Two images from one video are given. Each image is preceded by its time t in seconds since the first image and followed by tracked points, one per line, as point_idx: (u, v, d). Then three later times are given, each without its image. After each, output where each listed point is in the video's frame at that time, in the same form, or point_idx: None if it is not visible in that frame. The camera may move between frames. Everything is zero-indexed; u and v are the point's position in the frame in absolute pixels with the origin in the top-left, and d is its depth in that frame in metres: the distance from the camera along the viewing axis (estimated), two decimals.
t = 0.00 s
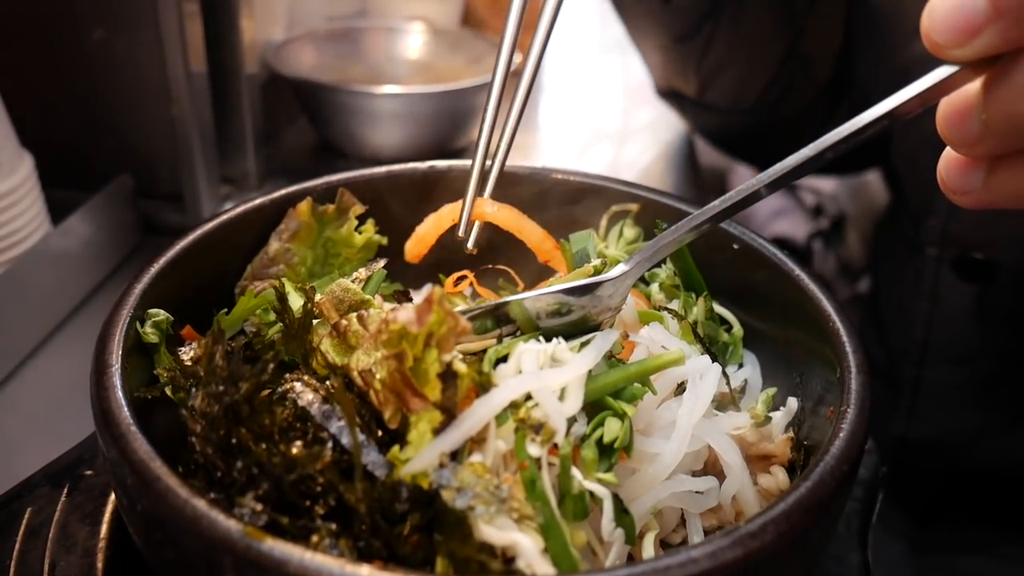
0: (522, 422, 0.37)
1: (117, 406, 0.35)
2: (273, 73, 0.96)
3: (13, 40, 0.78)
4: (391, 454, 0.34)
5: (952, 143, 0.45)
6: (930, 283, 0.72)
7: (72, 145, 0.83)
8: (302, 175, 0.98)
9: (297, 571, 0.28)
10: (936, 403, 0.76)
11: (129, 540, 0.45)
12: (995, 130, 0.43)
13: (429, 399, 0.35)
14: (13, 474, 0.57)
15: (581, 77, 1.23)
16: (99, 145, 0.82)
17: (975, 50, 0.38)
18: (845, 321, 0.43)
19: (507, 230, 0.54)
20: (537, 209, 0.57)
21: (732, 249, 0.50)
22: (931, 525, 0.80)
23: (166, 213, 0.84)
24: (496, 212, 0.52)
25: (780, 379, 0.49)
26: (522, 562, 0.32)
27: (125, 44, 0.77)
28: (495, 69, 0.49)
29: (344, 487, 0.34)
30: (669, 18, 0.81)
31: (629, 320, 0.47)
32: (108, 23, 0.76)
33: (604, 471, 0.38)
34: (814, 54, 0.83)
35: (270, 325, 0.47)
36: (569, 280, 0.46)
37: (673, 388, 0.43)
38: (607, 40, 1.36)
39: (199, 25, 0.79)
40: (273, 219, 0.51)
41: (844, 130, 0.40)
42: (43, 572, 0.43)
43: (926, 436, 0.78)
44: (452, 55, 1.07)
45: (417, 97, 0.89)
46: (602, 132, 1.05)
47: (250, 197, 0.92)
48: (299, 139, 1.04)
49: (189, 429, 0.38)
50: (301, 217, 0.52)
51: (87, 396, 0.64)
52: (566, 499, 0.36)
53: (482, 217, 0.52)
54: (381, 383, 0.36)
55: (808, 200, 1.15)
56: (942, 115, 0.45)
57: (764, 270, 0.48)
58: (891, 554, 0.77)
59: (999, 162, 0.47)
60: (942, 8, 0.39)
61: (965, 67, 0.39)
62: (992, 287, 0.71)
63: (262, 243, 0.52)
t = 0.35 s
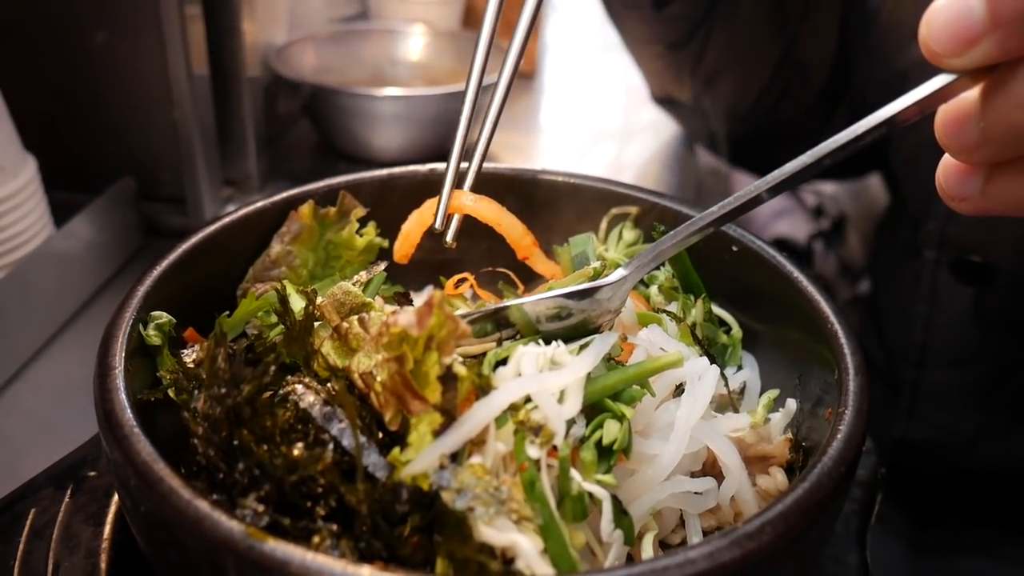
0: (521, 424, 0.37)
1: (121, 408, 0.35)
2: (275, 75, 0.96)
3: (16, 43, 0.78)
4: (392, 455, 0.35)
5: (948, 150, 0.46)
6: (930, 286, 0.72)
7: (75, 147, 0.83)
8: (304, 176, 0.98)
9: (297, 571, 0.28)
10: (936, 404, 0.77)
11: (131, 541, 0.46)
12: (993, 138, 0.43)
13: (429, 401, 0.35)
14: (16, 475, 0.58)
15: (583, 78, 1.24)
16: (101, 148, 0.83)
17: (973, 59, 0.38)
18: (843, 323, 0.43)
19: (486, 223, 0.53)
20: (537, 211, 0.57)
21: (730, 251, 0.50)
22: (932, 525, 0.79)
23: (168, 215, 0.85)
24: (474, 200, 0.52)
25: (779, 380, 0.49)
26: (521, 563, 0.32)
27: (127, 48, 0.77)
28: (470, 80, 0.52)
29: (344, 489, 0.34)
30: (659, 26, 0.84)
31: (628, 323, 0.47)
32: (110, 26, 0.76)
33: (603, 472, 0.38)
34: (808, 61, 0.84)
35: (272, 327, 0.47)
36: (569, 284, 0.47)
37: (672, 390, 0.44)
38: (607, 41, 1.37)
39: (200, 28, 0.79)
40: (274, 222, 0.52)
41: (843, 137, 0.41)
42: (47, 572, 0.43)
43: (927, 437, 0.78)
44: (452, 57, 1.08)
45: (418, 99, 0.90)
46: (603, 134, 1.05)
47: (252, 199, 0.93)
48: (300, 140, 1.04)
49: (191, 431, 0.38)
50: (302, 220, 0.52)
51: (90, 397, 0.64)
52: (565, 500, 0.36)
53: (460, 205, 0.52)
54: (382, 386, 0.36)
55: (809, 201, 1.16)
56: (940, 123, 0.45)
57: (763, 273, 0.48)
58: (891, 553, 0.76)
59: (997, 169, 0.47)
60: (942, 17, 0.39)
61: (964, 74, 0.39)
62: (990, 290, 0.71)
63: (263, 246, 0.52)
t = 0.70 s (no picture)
0: (521, 425, 0.37)
1: (122, 411, 0.36)
2: (276, 77, 0.96)
3: (17, 46, 0.78)
4: (392, 456, 0.35)
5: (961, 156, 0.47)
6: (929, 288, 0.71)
7: (76, 150, 0.83)
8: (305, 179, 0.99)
9: (298, 572, 0.29)
10: (935, 405, 0.75)
11: (133, 542, 0.46)
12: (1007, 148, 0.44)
13: (430, 403, 0.36)
14: (18, 477, 0.58)
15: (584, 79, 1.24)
16: (102, 151, 0.83)
17: (977, 72, 0.40)
18: (842, 325, 0.43)
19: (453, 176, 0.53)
20: (537, 214, 0.57)
21: (730, 253, 0.51)
22: (933, 525, 0.81)
23: (170, 218, 0.85)
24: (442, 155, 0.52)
25: (778, 382, 0.50)
26: (520, 563, 0.32)
27: (127, 52, 0.78)
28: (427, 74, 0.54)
29: (344, 489, 0.34)
30: (654, 26, 0.83)
31: (626, 323, 0.47)
32: (110, 30, 0.77)
33: (602, 474, 0.38)
34: (805, 64, 0.81)
35: (269, 329, 0.48)
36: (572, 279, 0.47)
37: (669, 390, 0.44)
38: (609, 41, 1.37)
39: (200, 31, 0.79)
40: (275, 224, 0.52)
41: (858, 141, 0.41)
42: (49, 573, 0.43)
43: (927, 437, 0.77)
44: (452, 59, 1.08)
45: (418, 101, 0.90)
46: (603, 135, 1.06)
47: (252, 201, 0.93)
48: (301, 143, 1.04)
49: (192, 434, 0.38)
50: (303, 222, 0.52)
51: (93, 400, 0.64)
52: (564, 500, 0.36)
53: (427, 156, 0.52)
54: (382, 387, 0.36)
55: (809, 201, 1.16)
56: (957, 126, 0.46)
57: (763, 275, 0.48)
58: (891, 555, 0.77)
59: (1010, 175, 0.48)
60: (961, 20, 0.41)
61: (979, 83, 0.41)
62: (991, 291, 0.70)
63: (264, 249, 0.52)
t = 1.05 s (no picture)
0: (518, 422, 0.37)
1: (123, 411, 0.36)
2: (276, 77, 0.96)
3: (19, 46, 0.79)
4: (391, 454, 0.35)
5: None
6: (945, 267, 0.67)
7: (78, 150, 0.84)
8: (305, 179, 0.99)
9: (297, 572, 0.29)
10: (948, 391, 0.71)
11: (135, 542, 0.46)
12: None
13: (428, 401, 0.36)
14: (21, 476, 0.58)
15: (585, 80, 1.23)
16: (103, 151, 0.83)
17: None
18: (840, 325, 0.43)
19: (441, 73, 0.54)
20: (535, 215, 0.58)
21: (728, 254, 0.51)
22: (934, 523, 0.79)
23: (171, 218, 0.85)
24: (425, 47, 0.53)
25: (777, 381, 0.50)
26: (517, 559, 0.32)
27: (128, 53, 0.78)
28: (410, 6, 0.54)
29: (345, 486, 0.34)
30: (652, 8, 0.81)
31: (619, 319, 0.47)
32: (111, 31, 0.77)
33: (599, 471, 0.38)
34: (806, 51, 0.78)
35: (267, 329, 0.48)
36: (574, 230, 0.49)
37: (664, 388, 0.43)
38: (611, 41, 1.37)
39: (202, 32, 0.79)
40: (276, 225, 0.52)
41: (890, 150, 0.41)
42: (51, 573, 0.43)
43: (933, 426, 0.73)
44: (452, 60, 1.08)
45: (418, 102, 0.90)
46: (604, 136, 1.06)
47: (253, 202, 0.93)
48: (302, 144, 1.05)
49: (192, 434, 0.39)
50: (303, 224, 0.53)
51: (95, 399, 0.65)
52: (561, 496, 0.36)
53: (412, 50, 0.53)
54: (380, 386, 0.36)
55: (809, 202, 1.17)
56: None
57: (762, 275, 0.48)
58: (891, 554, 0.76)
59: None
60: None
61: None
62: (1007, 274, 0.64)
63: (264, 249, 0.52)
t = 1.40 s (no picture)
0: (518, 426, 0.38)
1: (128, 416, 0.36)
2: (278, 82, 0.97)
3: (22, 50, 0.79)
4: (392, 458, 0.35)
5: None
6: (983, 231, 0.74)
7: (82, 153, 0.84)
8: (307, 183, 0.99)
9: None
10: (970, 364, 0.79)
11: (139, 545, 0.47)
12: None
13: (429, 405, 0.36)
14: (28, 479, 0.59)
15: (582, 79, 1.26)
16: (107, 155, 0.84)
17: None
18: (836, 329, 0.44)
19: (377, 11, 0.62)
20: (535, 219, 0.58)
21: (728, 258, 0.51)
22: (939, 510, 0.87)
23: (174, 222, 0.86)
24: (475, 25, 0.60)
25: (774, 384, 0.50)
26: (517, 561, 0.33)
27: (132, 57, 0.78)
28: None
29: (349, 490, 0.35)
30: None
31: (618, 324, 0.47)
32: (115, 37, 0.77)
33: (598, 474, 0.39)
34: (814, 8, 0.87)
35: (268, 334, 0.48)
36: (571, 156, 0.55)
37: (662, 392, 0.44)
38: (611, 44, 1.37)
39: (205, 36, 0.80)
40: (280, 230, 0.53)
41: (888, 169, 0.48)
42: None
43: (958, 395, 0.81)
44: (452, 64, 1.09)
45: (418, 107, 0.90)
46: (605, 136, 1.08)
47: (257, 206, 0.94)
48: (303, 148, 1.06)
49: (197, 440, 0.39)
50: (306, 228, 0.53)
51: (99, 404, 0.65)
52: (561, 499, 0.36)
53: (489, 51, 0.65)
54: (382, 392, 0.37)
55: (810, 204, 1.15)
56: None
57: (761, 279, 0.49)
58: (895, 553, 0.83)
59: None
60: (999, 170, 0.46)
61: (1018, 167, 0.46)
62: None
63: (268, 254, 0.53)
